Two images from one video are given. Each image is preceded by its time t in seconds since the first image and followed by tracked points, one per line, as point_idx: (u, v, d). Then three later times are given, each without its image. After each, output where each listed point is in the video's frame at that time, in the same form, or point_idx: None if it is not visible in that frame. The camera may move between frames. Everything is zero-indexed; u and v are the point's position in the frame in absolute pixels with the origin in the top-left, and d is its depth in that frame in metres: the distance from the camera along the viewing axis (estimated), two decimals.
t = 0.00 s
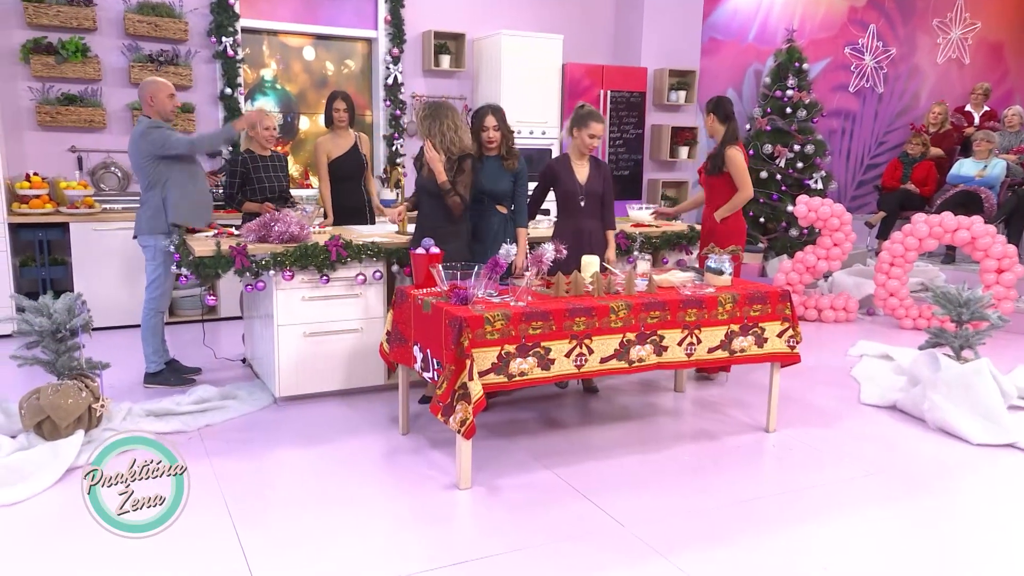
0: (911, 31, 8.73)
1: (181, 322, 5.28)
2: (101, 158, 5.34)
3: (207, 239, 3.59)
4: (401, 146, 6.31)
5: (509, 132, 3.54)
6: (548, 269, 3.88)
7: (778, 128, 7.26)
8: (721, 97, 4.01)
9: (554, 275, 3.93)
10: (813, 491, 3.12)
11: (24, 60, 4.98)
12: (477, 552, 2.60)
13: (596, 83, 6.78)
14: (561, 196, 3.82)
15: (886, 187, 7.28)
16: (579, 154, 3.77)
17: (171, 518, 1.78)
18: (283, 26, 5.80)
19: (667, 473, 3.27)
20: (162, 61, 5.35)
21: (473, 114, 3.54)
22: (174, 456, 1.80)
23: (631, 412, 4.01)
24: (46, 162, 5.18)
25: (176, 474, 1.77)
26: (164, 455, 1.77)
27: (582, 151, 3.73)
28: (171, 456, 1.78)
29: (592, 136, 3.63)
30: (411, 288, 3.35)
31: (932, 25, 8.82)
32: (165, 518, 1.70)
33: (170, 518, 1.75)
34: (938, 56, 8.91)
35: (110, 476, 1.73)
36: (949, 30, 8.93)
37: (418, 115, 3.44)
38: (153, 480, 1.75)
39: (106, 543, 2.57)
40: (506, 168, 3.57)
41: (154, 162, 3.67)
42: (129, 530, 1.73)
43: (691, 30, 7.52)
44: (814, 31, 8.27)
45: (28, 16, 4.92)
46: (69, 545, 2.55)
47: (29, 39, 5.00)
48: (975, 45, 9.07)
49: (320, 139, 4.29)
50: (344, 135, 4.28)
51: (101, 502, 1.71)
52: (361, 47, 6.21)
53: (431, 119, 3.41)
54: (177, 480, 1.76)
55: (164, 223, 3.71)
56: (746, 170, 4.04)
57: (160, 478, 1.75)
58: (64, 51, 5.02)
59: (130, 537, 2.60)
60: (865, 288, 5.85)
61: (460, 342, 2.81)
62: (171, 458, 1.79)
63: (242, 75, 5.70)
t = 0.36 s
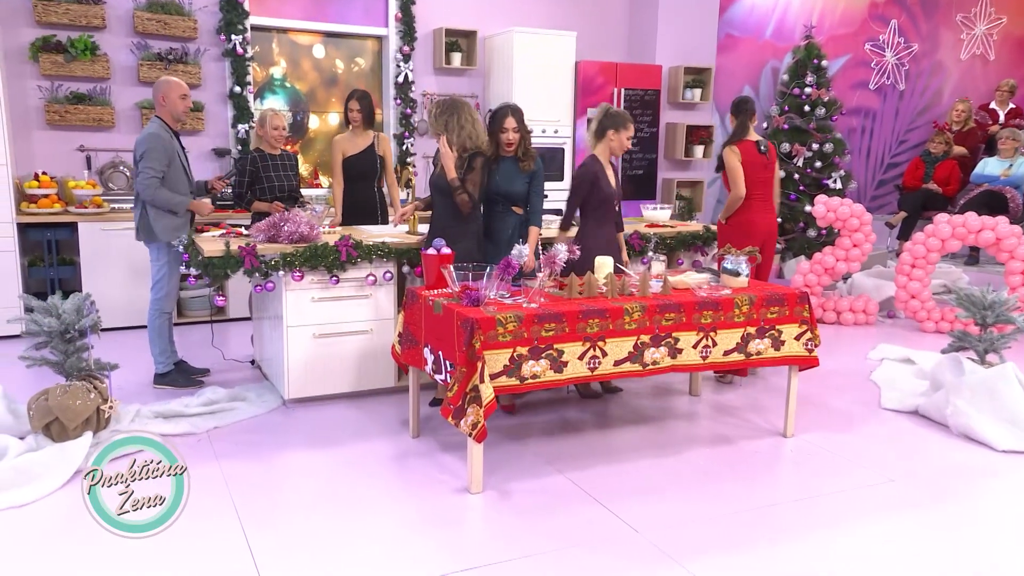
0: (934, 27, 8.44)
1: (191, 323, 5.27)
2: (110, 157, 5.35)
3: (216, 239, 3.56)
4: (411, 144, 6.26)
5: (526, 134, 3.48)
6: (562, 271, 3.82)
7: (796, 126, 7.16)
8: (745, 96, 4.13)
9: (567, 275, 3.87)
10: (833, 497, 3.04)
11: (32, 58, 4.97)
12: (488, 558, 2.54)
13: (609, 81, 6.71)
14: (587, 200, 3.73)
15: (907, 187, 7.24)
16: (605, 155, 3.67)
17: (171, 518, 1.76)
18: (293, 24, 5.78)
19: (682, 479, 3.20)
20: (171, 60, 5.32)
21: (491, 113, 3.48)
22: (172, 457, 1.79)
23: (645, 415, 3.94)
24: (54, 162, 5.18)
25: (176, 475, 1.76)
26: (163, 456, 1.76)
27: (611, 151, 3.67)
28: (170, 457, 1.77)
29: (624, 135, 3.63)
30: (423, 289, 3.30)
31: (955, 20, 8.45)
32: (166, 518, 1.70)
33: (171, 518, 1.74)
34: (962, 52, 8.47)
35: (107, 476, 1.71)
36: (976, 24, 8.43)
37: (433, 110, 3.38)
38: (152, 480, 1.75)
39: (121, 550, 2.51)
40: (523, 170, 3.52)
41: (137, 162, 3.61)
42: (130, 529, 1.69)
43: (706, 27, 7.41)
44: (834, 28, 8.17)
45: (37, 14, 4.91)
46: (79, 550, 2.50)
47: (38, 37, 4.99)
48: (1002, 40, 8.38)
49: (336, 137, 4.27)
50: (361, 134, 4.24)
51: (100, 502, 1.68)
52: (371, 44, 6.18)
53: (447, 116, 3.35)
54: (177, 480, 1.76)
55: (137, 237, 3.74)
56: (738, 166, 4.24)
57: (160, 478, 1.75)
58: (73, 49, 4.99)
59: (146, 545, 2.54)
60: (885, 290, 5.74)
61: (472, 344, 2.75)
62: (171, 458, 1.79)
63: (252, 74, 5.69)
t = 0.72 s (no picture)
0: (959, 21, 8.28)
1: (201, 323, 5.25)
2: (121, 156, 5.35)
3: (226, 239, 3.53)
4: (423, 143, 6.23)
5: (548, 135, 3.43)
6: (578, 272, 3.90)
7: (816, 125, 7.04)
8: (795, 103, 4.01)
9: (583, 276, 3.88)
10: (854, 504, 2.96)
11: (43, 56, 4.99)
12: (500, 564, 2.48)
13: (624, 79, 6.59)
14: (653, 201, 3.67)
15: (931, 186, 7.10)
16: (650, 155, 3.61)
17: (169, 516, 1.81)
18: (304, 22, 5.76)
19: (699, 484, 3.13)
20: (181, 58, 5.32)
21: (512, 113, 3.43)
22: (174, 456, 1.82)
23: (660, 419, 3.87)
24: (64, 162, 5.19)
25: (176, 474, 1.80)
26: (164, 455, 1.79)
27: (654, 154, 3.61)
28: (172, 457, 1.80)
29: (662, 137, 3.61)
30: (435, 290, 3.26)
31: (981, 15, 8.28)
32: (166, 517, 1.75)
33: (168, 515, 1.78)
34: (987, 47, 8.32)
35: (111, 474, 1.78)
36: (1001, 19, 8.27)
37: (441, 112, 3.31)
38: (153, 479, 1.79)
39: (127, 553, 2.48)
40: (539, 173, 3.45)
41: (148, 164, 3.59)
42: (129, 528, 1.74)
43: (723, 23, 7.31)
44: (853, 24, 8.03)
45: (47, 12, 4.91)
46: (85, 552, 2.47)
47: (48, 36, 5.00)
48: None
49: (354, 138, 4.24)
50: (378, 136, 4.20)
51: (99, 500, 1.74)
52: (383, 42, 6.15)
53: (453, 116, 3.29)
54: (177, 480, 1.79)
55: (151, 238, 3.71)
56: (770, 171, 4.10)
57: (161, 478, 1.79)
58: (83, 48, 4.99)
59: (153, 548, 2.51)
60: (908, 293, 5.63)
61: (484, 346, 2.70)
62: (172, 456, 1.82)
63: (262, 72, 5.68)
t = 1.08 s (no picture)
0: (985, 17, 8.07)
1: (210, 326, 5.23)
2: (130, 157, 5.34)
3: (235, 241, 3.50)
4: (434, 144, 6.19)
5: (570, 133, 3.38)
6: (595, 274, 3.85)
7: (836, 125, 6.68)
8: (834, 106, 3.98)
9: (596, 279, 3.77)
10: (876, 514, 2.87)
11: (52, 57, 4.99)
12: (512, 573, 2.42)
13: (639, 78, 6.52)
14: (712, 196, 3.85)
15: (954, 187, 6.99)
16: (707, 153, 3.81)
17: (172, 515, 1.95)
18: (315, 21, 5.74)
19: (716, 492, 3.05)
20: (191, 58, 5.31)
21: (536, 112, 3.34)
22: (174, 457, 1.92)
23: (676, 426, 3.79)
24: (73, 162, 5.20)
25: (175, 474, 1.89)
26: (165, 455, 1.88)
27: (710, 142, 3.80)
28: (172, 457, 1.91)
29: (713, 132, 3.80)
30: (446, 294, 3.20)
31: (1008, 12, 8.12)
32: (168, 515, 1.87)
33: (170, 516, 1.92)
34: (1014, 45, 8.23)
35: (110, 476, 1.88)
36: None
37: (451, 110, 3.14)
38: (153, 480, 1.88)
39: (132, 558, 2.44)
40: (567, 171, 3.42)
41: (160, 165, 3.56)
42: (129, 526, 1.85)
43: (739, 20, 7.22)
44: (875, 21, 7.74)
45: (57, 11, 4.91)
46: (90, 557, 2.44)
47: (57, 36, 5.01)
48: None
49: (365, 138, 4.20)
50: (390, 137, 4.16)
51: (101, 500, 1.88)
52: (394, 41, 6.11)
53: (461, 115, 3.19)
54: (177, 480, 1.90)
55: (161, 239, 3.69)
56: (814, 168, 4.08)
57: (161, 477, 1.89)
58: (93, 48, 5.00)
59: (157, 553, 2.47)
60: (931, 296, 5.53)
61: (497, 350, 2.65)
62: (173, 456, 1.93)
63: (272, 72, 5.66)
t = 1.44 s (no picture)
0: (1007, 16, 7.78)
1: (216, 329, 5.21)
2: (135, 158, 5.33)
3: (241, 243, 3.47)
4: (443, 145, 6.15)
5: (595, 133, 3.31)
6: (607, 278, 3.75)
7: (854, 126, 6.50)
8: (846, 106, 3.91)
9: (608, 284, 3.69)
10: (895, 524, 2.79)
11: (58, 57, 4.99)
12: None
13: (651, 78, 6.46)
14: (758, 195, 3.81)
15: (975, 190, 6.97)
16: (752, 155, 3.83)
17: (170, 514, 2.20)
18: (322, 20, 5.72)
19: (731, 500, 2.97)
20: (197, 58, 5.30)
21: (564, 112, 3.26)
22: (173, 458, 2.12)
23: (689, 432, 3.72)
24: (80, 163, 5.20)
25: (174, 474, 2.09)
26: (164, 455, 2.08)
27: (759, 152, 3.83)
28: (172, 458, 2.11)
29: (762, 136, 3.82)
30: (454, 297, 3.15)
31: None
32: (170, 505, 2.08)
33: (168, 515, 2.16)
34: None
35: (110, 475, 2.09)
36: None
37: (417, 116, 2.99)
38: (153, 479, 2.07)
39: (134, 564, 2.40)
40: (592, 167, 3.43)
41: (169, 166, 3.53)
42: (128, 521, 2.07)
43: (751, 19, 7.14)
44: (893, 19, 7.54)
45: (63, 11, 4.92)
46: (93, 563, 2.40)
47: (63, 35, 5.01)
48: None
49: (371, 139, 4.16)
50: (394, 136, 4.12)
51: (102, 500, 2.10)
52: (402, 41, 6.08)
53: (427, 121, 3.01)
54: (175, 479, 2.09)
55: (169, 242, 3.65)
56: (827, 173, 4.05)
57: (160, 477, 2.08)
58: (99, 48, 5.00)
59: (160, 559, 2.42)
60: (951, 301, 5.42)
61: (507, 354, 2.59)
62: (173, 459, 2.12)
63: (279, 72, 5.64)
